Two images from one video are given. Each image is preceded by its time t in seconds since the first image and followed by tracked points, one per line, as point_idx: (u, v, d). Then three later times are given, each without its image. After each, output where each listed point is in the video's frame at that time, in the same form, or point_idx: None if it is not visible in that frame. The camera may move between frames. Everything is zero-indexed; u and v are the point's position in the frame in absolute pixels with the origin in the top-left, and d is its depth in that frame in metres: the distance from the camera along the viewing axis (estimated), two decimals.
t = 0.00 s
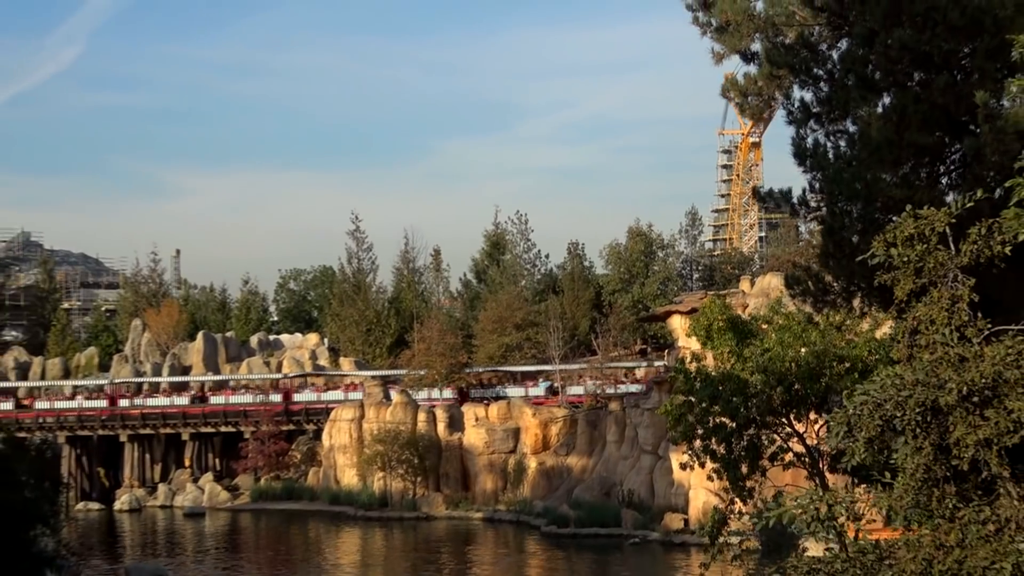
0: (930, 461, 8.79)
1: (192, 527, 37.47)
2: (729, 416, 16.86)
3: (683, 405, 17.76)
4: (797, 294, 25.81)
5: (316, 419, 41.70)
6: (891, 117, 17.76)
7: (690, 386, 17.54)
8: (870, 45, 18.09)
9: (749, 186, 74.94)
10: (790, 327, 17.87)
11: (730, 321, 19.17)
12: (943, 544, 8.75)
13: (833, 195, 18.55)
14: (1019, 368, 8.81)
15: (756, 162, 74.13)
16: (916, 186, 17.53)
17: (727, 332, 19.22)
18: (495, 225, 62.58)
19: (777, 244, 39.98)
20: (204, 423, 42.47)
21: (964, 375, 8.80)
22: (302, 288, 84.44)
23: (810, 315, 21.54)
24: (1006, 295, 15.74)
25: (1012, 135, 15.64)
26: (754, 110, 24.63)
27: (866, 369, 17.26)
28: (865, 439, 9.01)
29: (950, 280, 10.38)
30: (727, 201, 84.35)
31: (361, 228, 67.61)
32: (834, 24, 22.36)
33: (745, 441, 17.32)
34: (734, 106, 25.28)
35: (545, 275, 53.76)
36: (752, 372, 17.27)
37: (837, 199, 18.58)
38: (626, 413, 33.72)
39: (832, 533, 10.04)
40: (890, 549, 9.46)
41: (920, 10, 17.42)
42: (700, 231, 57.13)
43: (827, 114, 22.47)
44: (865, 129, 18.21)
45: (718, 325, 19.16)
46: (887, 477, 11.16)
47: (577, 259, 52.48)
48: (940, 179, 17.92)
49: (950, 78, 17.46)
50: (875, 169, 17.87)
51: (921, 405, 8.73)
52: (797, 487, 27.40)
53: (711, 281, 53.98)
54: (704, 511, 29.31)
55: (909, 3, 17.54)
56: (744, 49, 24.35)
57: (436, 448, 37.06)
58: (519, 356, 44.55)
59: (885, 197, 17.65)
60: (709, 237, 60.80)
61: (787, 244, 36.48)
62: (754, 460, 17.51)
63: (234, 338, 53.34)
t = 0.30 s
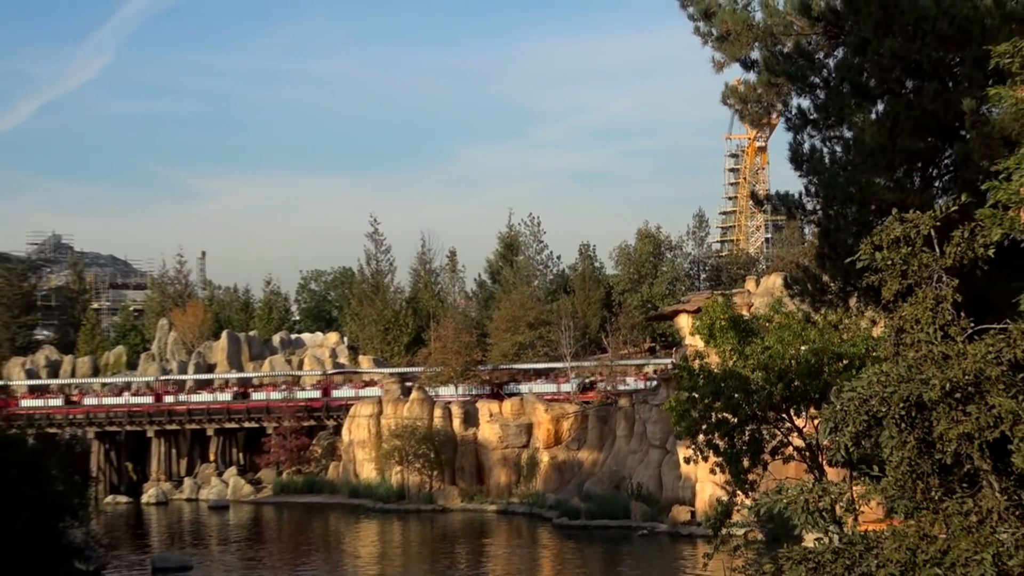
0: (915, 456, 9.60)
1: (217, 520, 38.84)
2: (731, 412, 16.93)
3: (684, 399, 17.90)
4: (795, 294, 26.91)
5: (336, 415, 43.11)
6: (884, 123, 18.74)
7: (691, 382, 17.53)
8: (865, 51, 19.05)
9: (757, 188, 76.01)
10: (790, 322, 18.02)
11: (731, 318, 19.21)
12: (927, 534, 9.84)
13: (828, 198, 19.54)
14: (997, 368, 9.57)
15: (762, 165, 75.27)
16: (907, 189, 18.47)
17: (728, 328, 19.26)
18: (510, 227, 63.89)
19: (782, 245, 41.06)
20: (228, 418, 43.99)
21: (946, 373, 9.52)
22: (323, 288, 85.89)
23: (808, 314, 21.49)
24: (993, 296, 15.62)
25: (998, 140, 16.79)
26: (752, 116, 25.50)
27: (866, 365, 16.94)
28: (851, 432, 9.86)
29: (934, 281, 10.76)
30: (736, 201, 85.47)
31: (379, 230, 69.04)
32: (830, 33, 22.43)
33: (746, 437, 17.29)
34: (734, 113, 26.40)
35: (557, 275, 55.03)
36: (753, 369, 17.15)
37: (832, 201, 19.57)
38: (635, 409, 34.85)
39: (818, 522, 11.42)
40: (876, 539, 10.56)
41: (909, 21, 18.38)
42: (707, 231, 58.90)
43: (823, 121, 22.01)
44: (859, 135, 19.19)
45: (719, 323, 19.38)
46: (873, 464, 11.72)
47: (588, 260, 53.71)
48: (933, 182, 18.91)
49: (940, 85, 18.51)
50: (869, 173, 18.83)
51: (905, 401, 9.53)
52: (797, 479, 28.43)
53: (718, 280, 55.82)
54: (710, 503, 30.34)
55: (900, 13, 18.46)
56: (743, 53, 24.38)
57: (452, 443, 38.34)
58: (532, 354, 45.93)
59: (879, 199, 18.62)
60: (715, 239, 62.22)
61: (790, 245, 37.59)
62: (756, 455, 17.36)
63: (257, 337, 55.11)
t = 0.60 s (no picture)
0: (908, 451, 9.73)
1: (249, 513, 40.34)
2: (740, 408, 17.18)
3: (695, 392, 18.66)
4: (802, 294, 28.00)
5: (363, 412, 44.64)
6: (886, 129, 19.04)
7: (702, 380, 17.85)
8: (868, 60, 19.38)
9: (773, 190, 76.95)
10: (794, 322, 17.72)
11: (742, 320, 20.47)
12: (920, 526, 9.81)
13: (831, 202, 19.85)
14: (989, 364, 9.73)
15: (777, 168, 76.26)
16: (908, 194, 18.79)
17: (738, 329, 20.53)
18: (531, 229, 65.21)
19: (794, 247, 42.09)
20: (259, 415, 45.65)
21: (940, 370, 9.69)
22: (350, 289, 87.53)
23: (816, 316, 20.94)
24: (986, 294, 16.64)
25: (994, 146, 17.15)
26: (760, 122, 26.05)
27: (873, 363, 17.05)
28: (846, 426, 10.05)
29: (928, 282, 10.76)
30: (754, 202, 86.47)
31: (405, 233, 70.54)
32: (833, 42, 22.30)
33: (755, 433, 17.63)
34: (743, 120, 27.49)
35: (577, 277, 56.28)
36: (761, 367, 17.33)
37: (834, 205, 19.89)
38: (651, 406, 36.01)
39: (818, 517, 10.82)
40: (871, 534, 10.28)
41: (906, 33, 18.60)
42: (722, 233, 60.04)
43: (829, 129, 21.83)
44: (861, 141, 19.50)
45: (730, 324, 20.58)
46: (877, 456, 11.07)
47: (606, 261, 54.94)
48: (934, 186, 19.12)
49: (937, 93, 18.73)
50: (870, 178, 19.15)
51: (899, 398, 9.70)
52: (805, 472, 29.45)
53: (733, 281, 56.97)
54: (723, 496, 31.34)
55: (898, 24, 18.62)
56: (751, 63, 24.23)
57: (475, 438, 39.73)
58: (552, 353, 47.18)
59: (880, 204, 18.91)
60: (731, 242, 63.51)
61: (802, 246, 38.66)
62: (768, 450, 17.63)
63: (287, 337, 57.25)
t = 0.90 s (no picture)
0: (903, 445, 10.45)
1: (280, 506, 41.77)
2: (749, 405, 16.72)
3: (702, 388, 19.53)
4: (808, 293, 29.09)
5: (389, 408, 46.26)
6: (889, 134, 17.75)
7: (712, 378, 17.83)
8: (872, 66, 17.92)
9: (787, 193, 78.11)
10: (804, 326, 18.05)
11: (750, 320, 21.44)
12: (915, 515, 10.52)
13: (834, 209, 18.62)
14: (980, 363, 10.38)
15: (790, 172, 77.45)
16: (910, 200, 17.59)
17: (747, 328, 21.49)
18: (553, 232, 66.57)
19: (806, 247, 43.21)
20: (289, 410, 47.38)
21: (933, 368, 10.35)
22: (376, 290, 89.26)
23: (820, 316, 20.16)
24: (984, 292, 16.44)
25: (991, 152, 15.92)
26: (768, 129, 26.30)
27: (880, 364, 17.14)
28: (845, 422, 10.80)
29: (923, 283, 11.34)
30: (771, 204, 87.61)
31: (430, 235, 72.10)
32: (838, 51, 20.32)
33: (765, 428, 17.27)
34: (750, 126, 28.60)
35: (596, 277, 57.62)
36: (771, 365, 17.41)
37: (837, 213, 18.65)
38: (667, 402, 37.19)
39: (821, 508, 11.11)
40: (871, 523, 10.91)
41: (907, 42, 17.18)
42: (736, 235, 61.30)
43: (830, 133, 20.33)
44: (864, 146, 18.16)
45: (739, 324, 21.47)
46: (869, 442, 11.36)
47: (623, 263, 56.23)
48: (937, 191, 17.85)
49: (938, 100, 17.42)
50: (872, 182, 17.95)
51: (896, 395, 10.37)
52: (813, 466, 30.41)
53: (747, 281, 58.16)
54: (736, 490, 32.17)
55: (900, 33, 17.22)
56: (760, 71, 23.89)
57: (497, 434, 41.22)
58: (572, 351, 49.04)
59: (882, 210, 17.68)
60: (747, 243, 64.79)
61: (812, 247, 39.68)
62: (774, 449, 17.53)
63: (316, 335, 59.32)
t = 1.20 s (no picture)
0: (902, 444, 9.19)
1: (305, 500, 42.88)
2: (759, 402, 17.30)
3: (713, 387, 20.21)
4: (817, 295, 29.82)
5: (411, 405, 47.61)
6: (893, 140, 18.20)
7: (723, 377, 18.55)
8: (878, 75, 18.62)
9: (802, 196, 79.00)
10: (812, 326, 18.77)
11: (761, 320, 22.28)
12: (913, 513, 9.19)
13: (841, 213, 19.22)
14: (980, 363, 9.02)
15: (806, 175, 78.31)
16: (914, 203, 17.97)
17: (757, 328, 22.33)
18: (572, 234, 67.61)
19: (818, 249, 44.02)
20: (315, 408, 48.70)
21: (932, 367, 9.05)
22: (400, 290, 90.65)
23: (829, 314, 20.68)
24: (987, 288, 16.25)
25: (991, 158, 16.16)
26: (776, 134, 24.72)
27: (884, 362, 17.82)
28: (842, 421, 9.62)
29: (923, 285, 9.95)
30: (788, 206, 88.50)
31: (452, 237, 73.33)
32: (846, 60, 21.05)
33: (775, 426, 17.68)
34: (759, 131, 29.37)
35: (613, 278, 58.65)
36: (781, 364, 18.11)
37: (844, 217, 19.23)
38: (683, 401, 38.08)
39: (826, 505, 9.81)
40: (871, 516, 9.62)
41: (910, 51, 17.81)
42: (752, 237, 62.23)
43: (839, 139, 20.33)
44: (869, 152, 18.85)
45: (750, 324, 22.28)
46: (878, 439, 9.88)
47: (640, 264, 57.18)
48: (942, 195, 18.24)
49: (942, 108, 17.90)
50: (877, 187, 18.41)
51: (891, 394, 9.11)
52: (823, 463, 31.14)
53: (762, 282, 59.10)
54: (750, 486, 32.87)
55: (903, 42, 17.96)
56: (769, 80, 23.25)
57: (516, 431, 42.32)
58: (589, 350, 50.49)
59: (887, 212, 18.20)
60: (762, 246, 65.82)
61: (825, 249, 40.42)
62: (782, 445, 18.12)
63: (341, 334, 60.74)
